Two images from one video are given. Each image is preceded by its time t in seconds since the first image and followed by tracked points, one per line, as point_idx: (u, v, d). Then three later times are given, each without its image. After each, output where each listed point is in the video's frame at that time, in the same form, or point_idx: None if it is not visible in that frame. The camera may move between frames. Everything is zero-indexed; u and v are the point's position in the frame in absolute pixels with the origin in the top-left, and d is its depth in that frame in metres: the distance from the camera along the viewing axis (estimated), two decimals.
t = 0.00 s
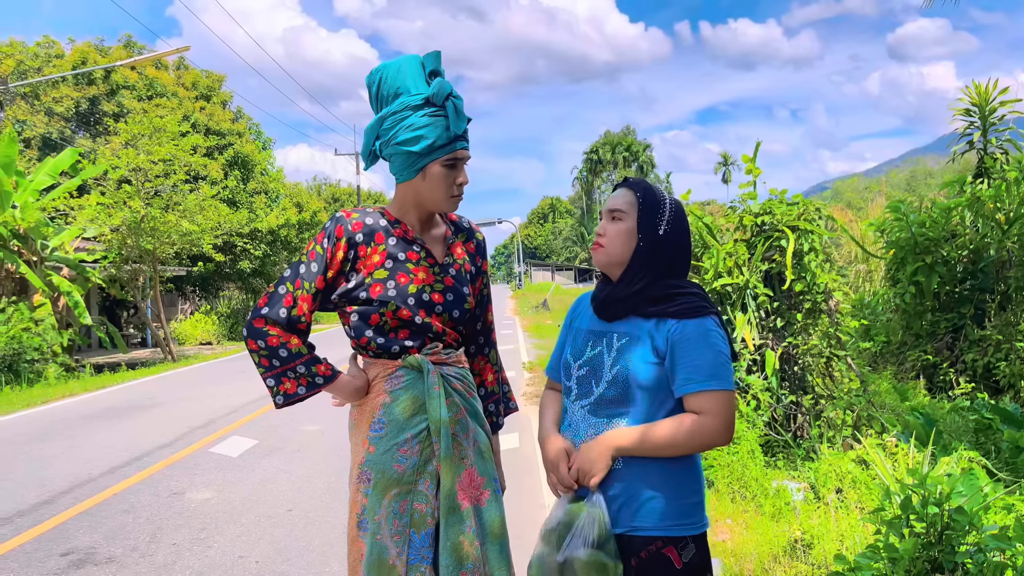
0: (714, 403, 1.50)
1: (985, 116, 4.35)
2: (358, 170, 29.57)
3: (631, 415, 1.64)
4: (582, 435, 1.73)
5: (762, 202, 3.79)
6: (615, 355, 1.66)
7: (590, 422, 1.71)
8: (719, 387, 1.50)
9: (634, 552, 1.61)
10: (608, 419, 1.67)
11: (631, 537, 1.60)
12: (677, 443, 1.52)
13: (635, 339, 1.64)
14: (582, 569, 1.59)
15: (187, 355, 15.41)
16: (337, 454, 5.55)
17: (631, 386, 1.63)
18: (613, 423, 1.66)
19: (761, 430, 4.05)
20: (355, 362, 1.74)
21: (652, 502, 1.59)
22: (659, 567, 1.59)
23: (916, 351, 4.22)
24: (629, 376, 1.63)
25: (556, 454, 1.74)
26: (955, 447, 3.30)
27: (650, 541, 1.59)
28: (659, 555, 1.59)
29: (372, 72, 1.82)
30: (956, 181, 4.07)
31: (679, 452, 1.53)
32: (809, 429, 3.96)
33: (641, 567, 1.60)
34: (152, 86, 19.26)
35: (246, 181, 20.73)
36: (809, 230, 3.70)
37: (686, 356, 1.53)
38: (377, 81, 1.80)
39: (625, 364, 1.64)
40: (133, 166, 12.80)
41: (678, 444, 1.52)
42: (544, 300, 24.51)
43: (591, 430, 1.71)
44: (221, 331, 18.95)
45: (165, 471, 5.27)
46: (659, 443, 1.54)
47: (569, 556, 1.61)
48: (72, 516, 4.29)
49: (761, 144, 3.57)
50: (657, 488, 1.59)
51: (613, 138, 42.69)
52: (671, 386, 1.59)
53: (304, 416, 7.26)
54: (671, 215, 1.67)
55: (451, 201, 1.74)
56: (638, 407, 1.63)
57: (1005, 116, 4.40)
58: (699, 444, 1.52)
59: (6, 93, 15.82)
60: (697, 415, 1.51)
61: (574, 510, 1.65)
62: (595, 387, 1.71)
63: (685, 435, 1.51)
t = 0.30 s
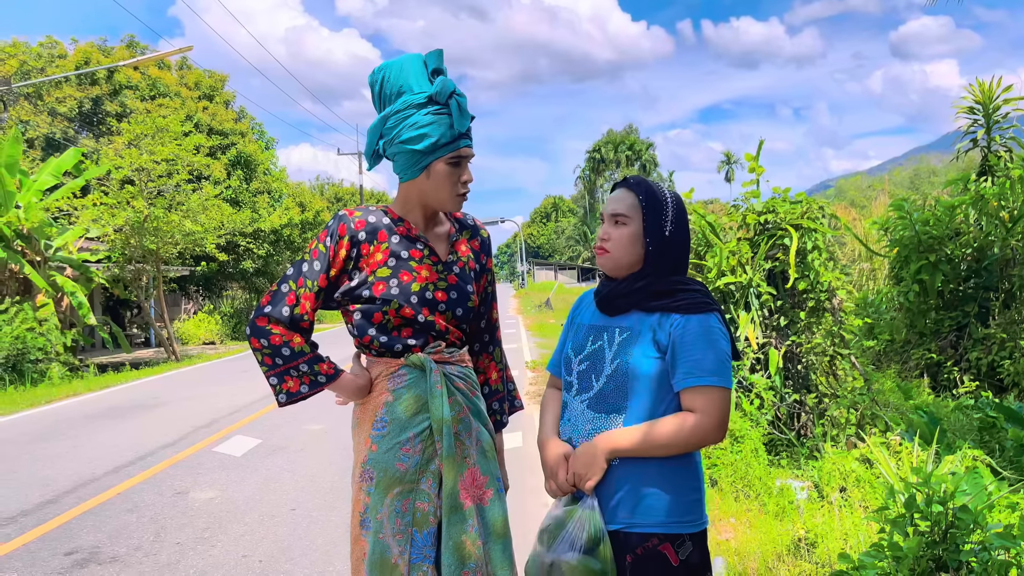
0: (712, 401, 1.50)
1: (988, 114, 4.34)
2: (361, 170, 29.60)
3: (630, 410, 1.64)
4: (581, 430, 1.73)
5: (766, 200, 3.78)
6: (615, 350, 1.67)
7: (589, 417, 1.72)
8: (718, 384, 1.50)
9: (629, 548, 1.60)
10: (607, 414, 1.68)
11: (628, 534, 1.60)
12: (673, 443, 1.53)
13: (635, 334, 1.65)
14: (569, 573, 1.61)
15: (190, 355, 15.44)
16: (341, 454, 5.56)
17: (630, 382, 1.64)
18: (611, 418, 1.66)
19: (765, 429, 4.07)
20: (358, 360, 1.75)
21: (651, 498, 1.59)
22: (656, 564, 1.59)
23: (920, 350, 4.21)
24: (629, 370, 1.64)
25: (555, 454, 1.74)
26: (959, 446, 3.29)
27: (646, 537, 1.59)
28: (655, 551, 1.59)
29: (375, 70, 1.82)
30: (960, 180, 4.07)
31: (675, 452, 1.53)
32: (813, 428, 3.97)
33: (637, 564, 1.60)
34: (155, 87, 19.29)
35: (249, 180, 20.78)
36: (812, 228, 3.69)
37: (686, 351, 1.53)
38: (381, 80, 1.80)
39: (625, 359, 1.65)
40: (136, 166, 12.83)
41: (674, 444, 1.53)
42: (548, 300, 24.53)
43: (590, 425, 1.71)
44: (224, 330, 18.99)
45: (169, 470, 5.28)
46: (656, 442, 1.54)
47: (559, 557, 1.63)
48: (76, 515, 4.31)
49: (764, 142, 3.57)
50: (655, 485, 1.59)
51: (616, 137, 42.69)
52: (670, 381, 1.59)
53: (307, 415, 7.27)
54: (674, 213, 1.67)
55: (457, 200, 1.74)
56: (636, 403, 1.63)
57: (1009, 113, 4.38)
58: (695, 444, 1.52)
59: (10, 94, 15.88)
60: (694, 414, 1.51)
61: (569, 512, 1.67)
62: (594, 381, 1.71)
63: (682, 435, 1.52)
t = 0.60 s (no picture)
0: (715, 392, 1.52)
1: (991, 112, 4.33)
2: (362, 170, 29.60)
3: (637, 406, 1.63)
4: (588, 431, 1.71)
5: (768, 199, 3.78)
6: (620, 348, 1.67)
7: (595, 417, 1.70)
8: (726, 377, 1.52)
9: (642, 545, 1.58)
10: (616, 415, 1.66)
11: (640, 530, 1.58)
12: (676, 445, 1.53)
13: (640, 334, 1.64)
14: None
15: (192, 355, 15.46)
16: (343, 453, 5.57)
17: (637, 379, 1.63)
18: (619, 417, 1.65)
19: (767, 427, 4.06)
20: (361, 357, 1.75)
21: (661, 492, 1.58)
22: (668, 561, 1.57)
23: (922, 348, 4.20)
24: (637, 368, 1.63)
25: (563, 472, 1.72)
26: (962, 444, 3.30)
27: (659, 533, 1.57)
28: (669, 546, 1.57)
29: (374, 73, 1.82)
30: (962, 178, 4.06)
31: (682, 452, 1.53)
32: (815, 426, 3.98)
33: (651, 561, 1.57)
34: (157, 86, 19.29)
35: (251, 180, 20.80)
36: (815, 227, 3.70)
37: (692, 345, 1.55)
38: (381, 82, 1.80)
39: (632, 357, 1.64)
40: (138, 166, 12.85)
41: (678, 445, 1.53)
42: (549, 298, 24.53)
43: (596, 425, 1.69)
44: (227, 330, 19.01)
45: (172, 469, 5.29)
46: (660, 450, 1.53)
47: None
48: (80, 515, 4.32)
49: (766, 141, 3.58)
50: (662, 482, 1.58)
51: (618, 135, 42.66)
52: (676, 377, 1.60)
53: (310, 415, 7.28)
54: (675, 214, 1.68)
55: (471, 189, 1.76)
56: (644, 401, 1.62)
57: (1011, 111, 4.38)
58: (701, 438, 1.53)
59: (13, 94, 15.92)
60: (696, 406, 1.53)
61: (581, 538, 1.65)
62: (602, 383, 1.70)
63: (684, 433, 1.52)
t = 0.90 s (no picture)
0: (721, 391, 1.53)
1: (992, 110, 4.33)
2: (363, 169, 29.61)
3: (654, 406, 1.62)
4: (601, 433, 1.69)
5: (769, 198, 3.78)
6: (633, 350, 1.66)
7: (610, 419, 1.68)
8: (733, 376, 1.53)
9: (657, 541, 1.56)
10: (632, 415, 1.65)
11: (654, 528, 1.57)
12: (682, 454, 1.52)
13: (652, 337, 1.64)
14: None
15: (194, 355, 15.49)
16: (344, 453, 5.58)
17: (652, 380, 1.63)
18: (635, 418, 1.64)
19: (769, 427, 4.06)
20: (363, 356, 1.75)
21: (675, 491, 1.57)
22: (684, 556, 1.56)
23: (924, 347, 4.19)
24: (649, 369, 1.63)
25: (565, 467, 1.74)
26: (964, 443, 3.29)
27: (675, 529, 1.56)
28: (685, 542, 1.56)
29: (388, 72, 1.82)
30: (964, 177, 4.05)
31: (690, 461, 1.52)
32: (817, 425, 3.98)
33: (668, 559, 1.55)
34: (158, 87, 19.31)
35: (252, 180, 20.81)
36: (816, 226, 3.70)
37: (704, 347, 1.55)
38: (394, 76, 1.80)
39: (645, 359, 1.64)
40: (139, 166, 12.87)
41: (684, 454, 1.51)
42: (550, 298, 24.54)
43: (611, 427, 1.67)
44: (228, 330, 19.02)
45: (173, 469, 5.30)
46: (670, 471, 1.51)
47: None
48: (81, 514, 4.33)
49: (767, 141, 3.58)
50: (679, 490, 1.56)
51: (619, 134, 42.63)
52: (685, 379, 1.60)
53: (312, 414, 7.29)
54: (671, 211, 1.71)
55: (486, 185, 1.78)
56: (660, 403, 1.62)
57: (1013, 110, 4.37)
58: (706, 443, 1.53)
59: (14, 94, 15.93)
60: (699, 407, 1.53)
61: (603, 573, 1.56)
62: (616, 386, 1.68)
63: (689, 438, 1.52)
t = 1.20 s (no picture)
0: (717, 386, 1.52)
1: (992, 110, 4.33)
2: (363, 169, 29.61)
3: (654, 402, 1.63)
4: (603, 431, 1.69)
5: (769, 198, 3.78)
6: (631, 350, 1.66)
7: (612, 417, 1.68)
8: (726, 374, 1.53)
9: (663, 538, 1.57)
10: (636, 413, 1.65)
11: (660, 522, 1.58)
12: (688, 460, 1.50)
13: (650, 339, 1.63)
14: None
15: (194, 355, 15.51)
16: (344, 453, 5.57)
17: (651, 378, 1.63)
18: (636, 414, 1.64)
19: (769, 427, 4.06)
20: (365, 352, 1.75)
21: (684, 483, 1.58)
22: (692, 552, 1.56)
23: (924, 346, 4.19)
24: (647, 369, 1.63)
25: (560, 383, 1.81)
26: (965, 443, 3.29)
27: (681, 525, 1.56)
28: (692, 536, 1.56)
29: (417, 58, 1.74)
30: (964, 176, 4.05)
31: (698, 462, 1.51)
32: (817, 424, 3.98)
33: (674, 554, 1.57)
34: (158, 87, 19.31)
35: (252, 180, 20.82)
36: (816, 226, 3.70)
37: (699, 344, 1.55)
38: (423, 64, 1.72)
39: (643, 358, 1.63)
40: (139, 166, 12.86)
41: (690, 460, 1.50)
42: (550, 297, 24.56)
43: (613, 424, 1.68)
44: (228, 330, 19.02)
45: (173, 469, 5.30)
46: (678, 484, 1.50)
47: None
48: (82, 515, 4.33)
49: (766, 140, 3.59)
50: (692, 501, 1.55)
51: (619, 134, 42.63)
52: (679, 378, 1.60)
53: (312, 414, 7.29)
54: (664, 216, 1.69)
55: (481, 205, 1.71)
56: (664, 402, 1.62)
57: (1012, 109, 4.37)
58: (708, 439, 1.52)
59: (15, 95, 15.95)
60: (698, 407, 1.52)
61: None
62: (618, 385, 1.68)
63: (691, 441, 1.51)
